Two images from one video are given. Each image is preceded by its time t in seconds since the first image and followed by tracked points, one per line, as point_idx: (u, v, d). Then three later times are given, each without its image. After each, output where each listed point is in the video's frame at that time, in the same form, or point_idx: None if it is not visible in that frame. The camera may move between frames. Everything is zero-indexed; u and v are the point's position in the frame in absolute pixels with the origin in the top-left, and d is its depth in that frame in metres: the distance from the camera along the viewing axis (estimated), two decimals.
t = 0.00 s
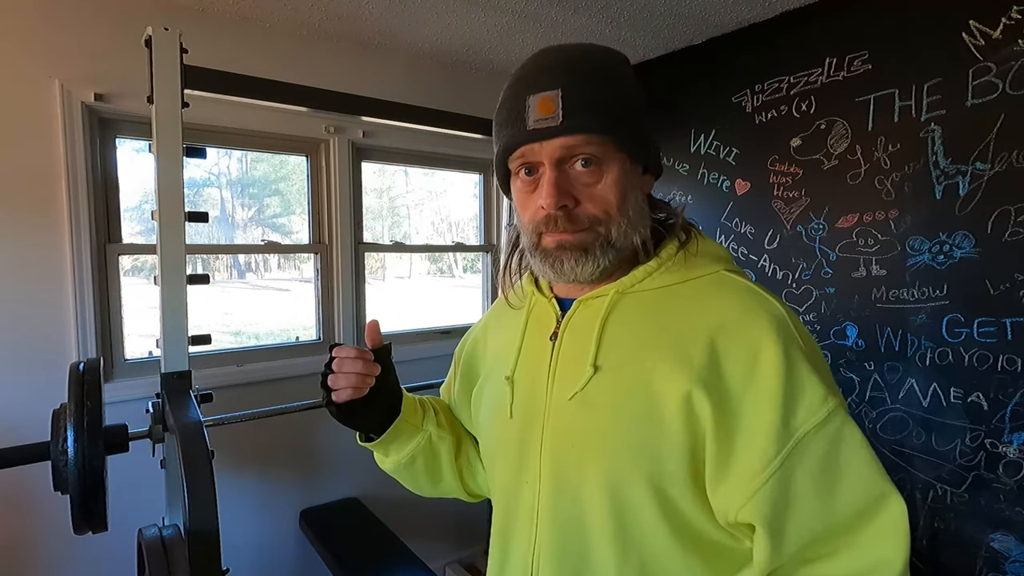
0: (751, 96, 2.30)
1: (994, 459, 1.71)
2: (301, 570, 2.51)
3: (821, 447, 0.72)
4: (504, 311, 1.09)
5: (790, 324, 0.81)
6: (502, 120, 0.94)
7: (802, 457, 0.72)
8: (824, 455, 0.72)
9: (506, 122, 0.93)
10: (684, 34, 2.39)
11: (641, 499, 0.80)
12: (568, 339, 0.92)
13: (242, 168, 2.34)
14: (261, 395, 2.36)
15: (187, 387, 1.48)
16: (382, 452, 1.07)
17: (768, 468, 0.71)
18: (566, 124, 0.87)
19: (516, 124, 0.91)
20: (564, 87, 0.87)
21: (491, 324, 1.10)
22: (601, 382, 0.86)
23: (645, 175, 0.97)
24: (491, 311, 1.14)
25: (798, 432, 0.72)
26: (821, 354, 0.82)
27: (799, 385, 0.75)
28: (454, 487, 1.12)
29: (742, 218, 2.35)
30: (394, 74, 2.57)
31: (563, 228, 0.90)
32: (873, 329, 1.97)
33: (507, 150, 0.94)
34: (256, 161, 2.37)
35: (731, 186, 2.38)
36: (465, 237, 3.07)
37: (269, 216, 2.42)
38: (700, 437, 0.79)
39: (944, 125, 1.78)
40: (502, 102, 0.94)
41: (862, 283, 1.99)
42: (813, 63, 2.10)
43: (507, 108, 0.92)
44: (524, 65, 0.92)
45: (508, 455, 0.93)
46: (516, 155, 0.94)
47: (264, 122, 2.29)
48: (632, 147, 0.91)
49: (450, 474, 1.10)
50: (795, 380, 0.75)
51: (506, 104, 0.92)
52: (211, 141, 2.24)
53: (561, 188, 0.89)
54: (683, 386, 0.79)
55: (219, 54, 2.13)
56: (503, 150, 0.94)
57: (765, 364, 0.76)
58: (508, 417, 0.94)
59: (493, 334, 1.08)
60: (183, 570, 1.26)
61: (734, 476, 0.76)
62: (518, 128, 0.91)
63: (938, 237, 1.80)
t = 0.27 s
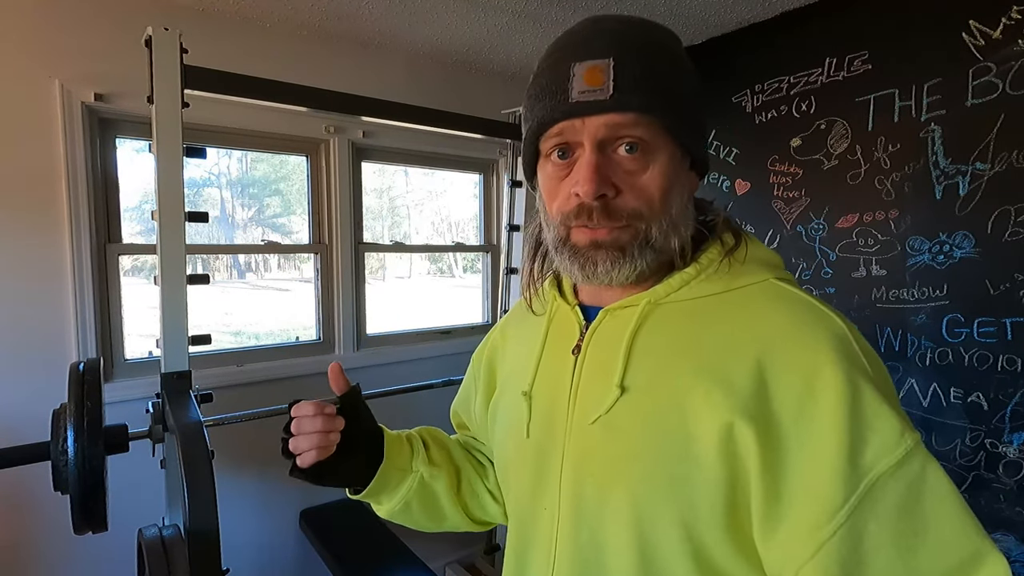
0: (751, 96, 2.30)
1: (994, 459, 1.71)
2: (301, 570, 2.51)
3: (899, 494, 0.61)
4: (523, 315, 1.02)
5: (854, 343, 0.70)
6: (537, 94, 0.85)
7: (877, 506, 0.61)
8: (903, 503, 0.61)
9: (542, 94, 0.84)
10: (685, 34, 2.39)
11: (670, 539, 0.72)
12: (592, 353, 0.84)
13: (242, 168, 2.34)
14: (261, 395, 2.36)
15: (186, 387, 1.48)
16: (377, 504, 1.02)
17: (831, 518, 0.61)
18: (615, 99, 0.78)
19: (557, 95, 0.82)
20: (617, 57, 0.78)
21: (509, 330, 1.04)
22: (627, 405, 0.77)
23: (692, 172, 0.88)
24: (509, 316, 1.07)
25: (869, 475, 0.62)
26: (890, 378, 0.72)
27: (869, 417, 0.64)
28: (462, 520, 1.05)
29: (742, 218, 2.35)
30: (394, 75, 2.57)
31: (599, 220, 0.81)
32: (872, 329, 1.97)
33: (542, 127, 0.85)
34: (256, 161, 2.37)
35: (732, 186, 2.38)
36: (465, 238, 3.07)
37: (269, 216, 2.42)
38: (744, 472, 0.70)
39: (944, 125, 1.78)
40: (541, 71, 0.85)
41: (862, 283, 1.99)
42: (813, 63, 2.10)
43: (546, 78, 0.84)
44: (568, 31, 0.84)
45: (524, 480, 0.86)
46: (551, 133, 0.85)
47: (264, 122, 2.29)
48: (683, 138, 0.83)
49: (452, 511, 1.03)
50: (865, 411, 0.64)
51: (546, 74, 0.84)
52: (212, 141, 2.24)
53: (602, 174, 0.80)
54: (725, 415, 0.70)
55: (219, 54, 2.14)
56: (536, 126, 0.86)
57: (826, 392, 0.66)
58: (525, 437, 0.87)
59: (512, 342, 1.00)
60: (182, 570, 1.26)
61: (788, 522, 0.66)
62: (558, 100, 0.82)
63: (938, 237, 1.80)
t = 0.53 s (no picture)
0: (752, 96, 2.31)
1: (994, 459, 1.71)
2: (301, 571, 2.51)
3: (961, 527, 0.57)
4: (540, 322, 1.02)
5: (905, 354, 0.66)
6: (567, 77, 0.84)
7: (934, 539, 0.57)
8: (965, 537, 0.57)
9: (572, 76, 0.83)
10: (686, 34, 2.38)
11: (699, 564, 0.69)
12: (613, 364, 0.81)
13: (242, 168, 2.34)
14: (261, 395, 2.36)
15: (187, 387, 1.48)
16: (402, 538, 1.00)
17: (882, 555, 0.57)
18: (656, 76, 0.78)
19: (589, 73, 0.81)
20: (653, 33, 0.78)
21: (526, 334, 1.04)
22: (653, 422, 0.74)
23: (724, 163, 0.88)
24: (524, 317, 1.08)
25: (927, 505, 0.58)
26: (943, 389, 0.67)
27: (925, 440, 0.60)
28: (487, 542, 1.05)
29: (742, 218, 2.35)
30: (394, 74, 2.57)
31: (635, 208, 0.80)
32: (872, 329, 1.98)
33: (572, 109, 0.85)
34: (256, 161, 2.37)
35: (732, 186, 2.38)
36: (465, 238, 3.07)
37: (269, 216, 2.42)
38: (781, 494, 0.67)
39: (944, 125, 1.78)
40: (570, 48, 0.84)
41: (862, 283, 2.00)
42: (814, 63, 2.10)
43: (577, 56, 0.83)
44: (597, 8, 0.83)
45: (543, 495, 0.84)
46: (582, 117, 0.84)
47: (264, 122, 2.29)
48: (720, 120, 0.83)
49: (480, 536, 1.03)
50: (920, 434, 0.60)
51: (577, 52, 0.83)
52: (211, 141, 2.24)
53: (638, 161, 0.80)
54: (761, 436, 0.66)
55: (219, 54, 2.13)
56: (564, 109, 0.85)
57: (874, 413, 0.62)
58: (542, 451, 0.85)
59: (529, 347, 1.00)
60: (183, 571, 1.26)
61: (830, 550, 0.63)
62: (590, 78, 0.81)
63: (937, 237, 1.80)
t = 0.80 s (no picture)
0: (752, 96, 2.31)
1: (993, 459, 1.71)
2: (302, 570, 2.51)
3: (984, 534, 0.55)
4: (541, 322, 1.01)
5: (912, 356, 0.65)
6: (568, 73, 0.85)
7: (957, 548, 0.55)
8: (991, 546, 0.55)
9: (574, 71, 0.84)
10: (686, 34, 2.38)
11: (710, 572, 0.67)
12: (618, 366, 0.81)
13: (242, 168, 2.34)
14: (261, 395, 2.36)
15: (187, 387, 1.48)
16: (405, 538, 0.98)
17: (909, 564, 0.56)
18: (659, 66, 0.78)
19: (592, 67, 0.81)
20: (653, 23, 0.79)
21: (526, 334, 1.04)
22: (662, 426, 0.73)
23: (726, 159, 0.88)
24: (524, 314, 1.09)
25: (946, 510, 0.56)
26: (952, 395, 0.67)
27: (940, 443, 0.59)
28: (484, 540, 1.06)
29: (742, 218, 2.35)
30: (394, 74, 2.57)
31: (644, 201, 0.79)
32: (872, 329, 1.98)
33: (576, 105, 0.85)
34: (256, 161, 2.37)
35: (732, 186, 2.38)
36: (465, 238, 3.07)
37: (269, 216, 2.42)
38: (794, 502, 0.65)
39: (944, 125, 1.78)
40: (570, 44, 0.85)
41: (862, 283, 2.00)
42: (814, 63, 2.10)
43: (579, 51, 0.83)
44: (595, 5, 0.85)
45: (550, 500, 0.83)
46: (586, 113, 0.84)
47: (264, 122, 2.29)
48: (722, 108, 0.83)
49: (481, 533, 1.04)
50: (934, 436, 0.59)
51: (578, 48, 0.83)
52: (212, 141, 2.24)
53: (644, 151, 0.79)
54: (772, 440, 0.65)
55: (219, 54, 2.13)
56: (568, 104, 0.85)
57: (887, 416, 0.61)
58: (546, 453, 0.85)
59: (529, 348, 1.00)
60: (184, 571, 1.26)
61: (850, 560, 0.61)
62: (593, 71, 0.81)
63: (937, 237, 1.80)
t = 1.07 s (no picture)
0: (751, 96, 2.31)
1: (994, 459, 1.71)
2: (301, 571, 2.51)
3: (927, 503, 0.58)
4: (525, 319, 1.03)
5: (864, 343, 0.69)
6: (544, 96, 0.85)
7: (902, 516, 0.58)
8: (933, 513, 0.58)
9: (551, 96, 0.84)
10: (686, 34, 2.38)
11: (683, 548, 0.71)
12: (598, 359, 0.83)
13: (242, 168, 2.34)
14: (261, 395, 2.36)
15: (187, 387, 1.48)
16: (379, 528, 1.03)
17: (857, 532, 0.59)
18: (631, 96, 0.79)
19: (568, 96, 0.82)
20: (627, 53, 0.79)
21: (511, 331, 1.05)
22: (638, 413, 0.77)
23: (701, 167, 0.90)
24: (510, 311, 1.10)
25: (893, 481, 0.59)
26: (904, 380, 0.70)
27: (887, 422, 0.62)
28: (464, 530, 1.07)
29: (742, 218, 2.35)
30: (394, 74, 2.57)
31: (617, 219, 0.82)
32: (872, 329, 1.97)
33: (553, 130, 0.85)
34: (256, 161, 2.37)
35: (732, 186, 2.38)
36: (465, 238, 3.07)
37: (269, 216, 2.42)
38: (758, 479, 0.69)
39: (944, 125, 1.78)
40: (547, 70, 0.85)
41: (862, 283, 1.99)
42: (813, 63, 2.10)
43: (555, 79, 0.84)
44: (571, 28, 0.84)
45: (533, 488, 0.85)
46: (563, 136, 0.85)
47: (264, 122, 2.29)
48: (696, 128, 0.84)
49: (457, 524, 1.06)
50: (883, 416, 0.62)
51: (554, 75, 0.84)
52: (212, 142, 2.24)
53: (618, 175, 0.81)
54: (738, 423, 0.69)
55: (219, 54, 2.13)
56: (546, 129, 0.86)
57: (840, 399, 0.64)
58: (531, 442, 0.87)
59: (514, 346, 1.01)
60: (183, 570, 1.26)
61: (808, 531, 0.64)
62: (569, 100, 0.82)
63: (938, 237, 1.80)
